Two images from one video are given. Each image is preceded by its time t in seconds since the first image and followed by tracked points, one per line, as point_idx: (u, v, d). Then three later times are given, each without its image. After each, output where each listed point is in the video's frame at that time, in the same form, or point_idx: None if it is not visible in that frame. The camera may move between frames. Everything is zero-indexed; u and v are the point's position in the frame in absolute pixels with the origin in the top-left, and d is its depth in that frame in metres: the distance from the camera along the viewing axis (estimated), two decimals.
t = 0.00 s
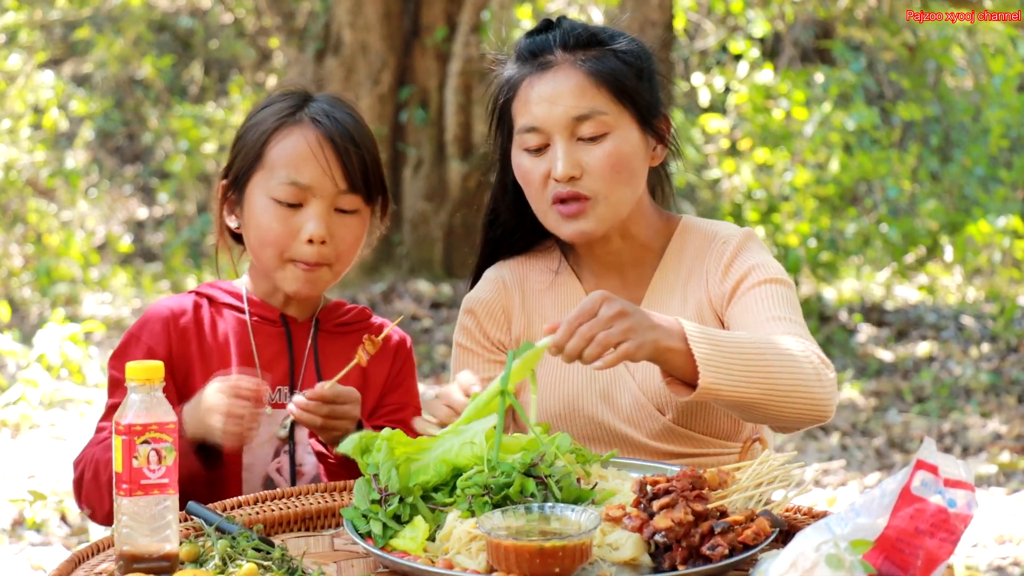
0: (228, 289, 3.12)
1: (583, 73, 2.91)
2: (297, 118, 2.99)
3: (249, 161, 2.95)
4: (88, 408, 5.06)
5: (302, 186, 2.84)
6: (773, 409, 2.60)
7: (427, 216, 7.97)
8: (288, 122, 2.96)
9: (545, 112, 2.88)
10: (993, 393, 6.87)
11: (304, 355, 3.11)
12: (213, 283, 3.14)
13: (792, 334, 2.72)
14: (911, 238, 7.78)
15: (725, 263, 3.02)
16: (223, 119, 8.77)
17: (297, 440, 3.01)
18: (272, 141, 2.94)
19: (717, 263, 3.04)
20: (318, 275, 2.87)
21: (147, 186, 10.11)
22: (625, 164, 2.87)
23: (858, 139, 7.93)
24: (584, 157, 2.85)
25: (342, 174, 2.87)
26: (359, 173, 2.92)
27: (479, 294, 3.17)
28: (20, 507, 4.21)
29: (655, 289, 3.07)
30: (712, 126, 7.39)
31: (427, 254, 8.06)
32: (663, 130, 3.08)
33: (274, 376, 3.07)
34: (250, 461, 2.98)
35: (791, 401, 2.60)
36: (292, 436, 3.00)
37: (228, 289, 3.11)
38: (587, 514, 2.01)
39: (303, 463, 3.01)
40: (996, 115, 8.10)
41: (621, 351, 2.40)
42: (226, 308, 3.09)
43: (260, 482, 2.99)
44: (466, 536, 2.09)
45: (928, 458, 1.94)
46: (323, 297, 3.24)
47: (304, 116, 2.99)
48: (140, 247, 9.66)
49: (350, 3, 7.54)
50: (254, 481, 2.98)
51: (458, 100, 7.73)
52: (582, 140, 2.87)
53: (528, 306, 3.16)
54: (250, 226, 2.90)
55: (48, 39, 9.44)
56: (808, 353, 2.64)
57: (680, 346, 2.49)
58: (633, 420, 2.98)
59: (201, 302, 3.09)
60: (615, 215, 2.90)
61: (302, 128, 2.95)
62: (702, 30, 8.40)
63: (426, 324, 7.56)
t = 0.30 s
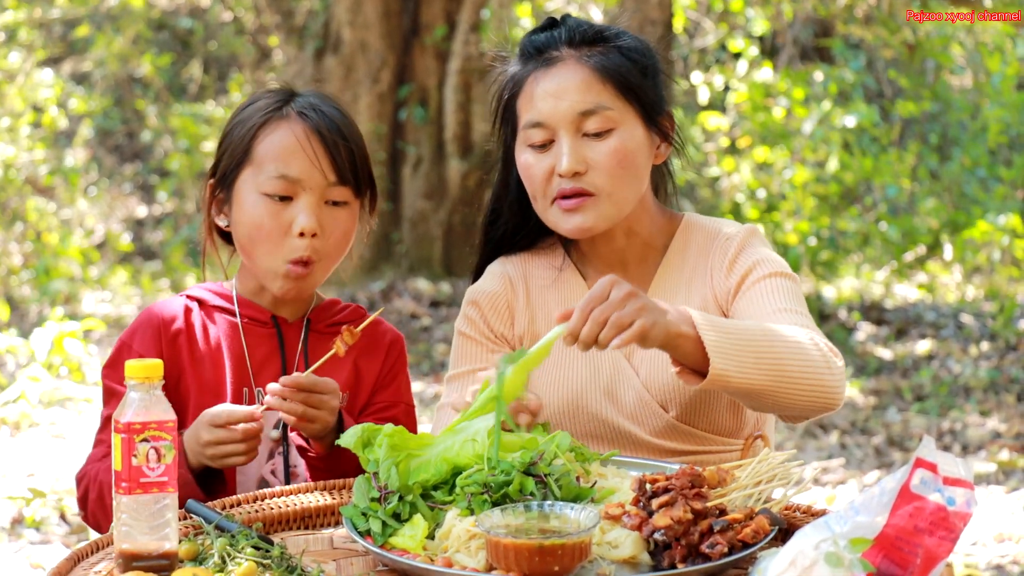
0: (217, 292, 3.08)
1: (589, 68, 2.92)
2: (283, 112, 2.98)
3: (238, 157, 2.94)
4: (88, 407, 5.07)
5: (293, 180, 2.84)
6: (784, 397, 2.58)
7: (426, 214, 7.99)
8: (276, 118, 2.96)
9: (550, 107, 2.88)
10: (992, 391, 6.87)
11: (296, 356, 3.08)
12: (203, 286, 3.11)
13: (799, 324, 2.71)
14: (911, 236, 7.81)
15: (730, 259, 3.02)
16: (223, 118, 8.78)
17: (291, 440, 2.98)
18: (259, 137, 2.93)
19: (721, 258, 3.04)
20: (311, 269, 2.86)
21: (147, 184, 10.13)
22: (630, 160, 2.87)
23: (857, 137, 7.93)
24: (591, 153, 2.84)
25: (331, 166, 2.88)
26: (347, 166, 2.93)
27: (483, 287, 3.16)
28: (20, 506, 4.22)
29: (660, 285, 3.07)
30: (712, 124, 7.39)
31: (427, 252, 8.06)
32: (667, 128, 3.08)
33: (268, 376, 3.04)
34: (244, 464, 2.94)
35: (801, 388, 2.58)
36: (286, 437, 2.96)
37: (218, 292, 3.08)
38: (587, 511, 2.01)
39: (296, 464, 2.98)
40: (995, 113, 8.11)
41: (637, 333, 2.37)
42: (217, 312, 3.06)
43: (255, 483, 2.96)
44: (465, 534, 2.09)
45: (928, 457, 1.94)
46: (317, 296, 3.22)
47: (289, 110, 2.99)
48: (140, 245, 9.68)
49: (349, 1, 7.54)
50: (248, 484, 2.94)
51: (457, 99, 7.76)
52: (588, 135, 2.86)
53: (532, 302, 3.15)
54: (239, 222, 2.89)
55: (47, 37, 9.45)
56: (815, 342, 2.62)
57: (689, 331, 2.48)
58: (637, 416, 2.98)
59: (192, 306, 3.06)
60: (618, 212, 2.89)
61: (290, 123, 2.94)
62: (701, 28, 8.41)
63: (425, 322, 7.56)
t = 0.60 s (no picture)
0: (222, 291, 3.08)
1: (599, 64, 2.92)
2: (289, 111, 2.99)
3: (244, 154, 2.94)
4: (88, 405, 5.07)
5: (300, 177, 2.83)
6: (804, 407, 2.59)
7: (426, 213, 8.01)
8: (283, 116, 2.96)
9: (561, 102, 2.87)
10: (992, 390, 6.87)
11: (298, 357, 3.08)
12: (206, 287, 3.11)
13: (814, 328, 2.72)
14: (911, 235, 7.82)
15: (737, 259, 3.01)
16: (222, 117, 8.78)
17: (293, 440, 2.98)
18: (265, 135, 2.93)
19: (728, 257, 3.04)
20: (317, 266, 2.85)
21: (146, 183, 10.16)
22: (639, 155, 2.86)
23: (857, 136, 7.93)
24: (600, 149, 2.84)
25: (338, 164, 2.88)
26: (353, 164, 2.93)
27: (486, 281, 3.17)
28: (19, 504, 4.22)
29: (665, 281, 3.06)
30: (712, 123, 7.38)
31: (427, 251, 8.07)
32: (675, 126, 3.09)
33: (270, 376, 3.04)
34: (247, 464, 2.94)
35: (823, 398, 2.60)
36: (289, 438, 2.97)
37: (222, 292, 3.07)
38: (587, 510, 2.02)
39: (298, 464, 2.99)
40: (996, 112, 8.11)
41: (687, 318, 2.31)
42: (220, 312, 3.05)
43: (258, 483, 2.95)
44: (465, 533, 2.09)
45: (927, 456, 1.94)
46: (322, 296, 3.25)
47: (295, 110, 2.99)
48: (139, 244, 9.70)
49: None
50: (251, 483, 2.94)
51: (457, 98, 7.77)
52: (597, 131, 2.86)
53: (535, 297, 3.15)
54: (245, 221, 2.89)
55: (47, 36, 9.44)
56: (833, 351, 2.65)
57: (725, 328, 2.44)
58: (638, 413, 2.98)
59: (195, 307, 3.05)
60: (629, 206, 2.89)
61: (296, 121, 2.95)
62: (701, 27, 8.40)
63: (425, 321, 7.57)
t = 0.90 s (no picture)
0: (222, 292, 3.08)
1: (621, 59, 2.93)
2: (289, 110, 2.98)
3: (246, 150, 2.94)
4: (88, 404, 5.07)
5: (299, 177, 2.83)
6: (817, 422, 2.66)
7: (426, 213, 8.02)
8: (287, 113, 2.96)
9: (578, 94, 2.89)
10: (992, 390, 6.88)
11: (298, 358, 3.09)
12: (206, 287, 3.10)
13: (826, 339, 2.76)
14: (911, 235, 7.82)
15: (745, 262, 3.01)
16: (222, 116, 8.78)
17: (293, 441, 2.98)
18: (267, 132, 2.93)
19: (736, 258, 3.04)
20: (316, 266, 2.86)
21: (146, 182, 10.17)
22: (652, 154, 2.87)
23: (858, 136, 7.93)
24: (615, 143, 2.85)
25: (338, 164, 2.88)
26: (353, 163, 2.93)
27: (491, 276, 3.16)
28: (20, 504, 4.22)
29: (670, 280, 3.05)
30: (712, 123, 7.38)
31: (427, 251, 8.08)
32: (690, 128, 3.09)
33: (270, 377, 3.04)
34: (248, 464, 2.95)
35: (835, 414, 2.66)
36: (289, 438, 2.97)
37: (221, 292, 3.07)
38: (587, 510, 2.02)
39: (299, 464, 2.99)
40: (996, 112, 8.10)
41: (718, 331, 2.38)
42: (220, 312, 3.05)
43: (258, 483, 2.96)
44: (465, 533, 2.09)
45: (927, 455, 1.94)
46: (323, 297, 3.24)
47: (295, 108, 2.99)
48: (139, 244, 9.70)
49: None
50: (251, 482, 2.94)
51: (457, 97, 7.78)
52: (613, 126, 2.87)
53: (539, 294, 3.14)
54: (245, 220, 2.88)
55: (47, 35, 9.44)
56: (849, 368, 2.70)
57: (746, 344, 2.50)
58: (641, 411, 2.98)
59: (195, 307, 3.04)
60: (638, 205, 2.89)
61: (296, 120, 2.94)
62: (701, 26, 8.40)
63: (425, 321, 7.57)
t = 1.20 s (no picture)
0: (223, 289, 3.08)
1: (645, 50, 2.94)
2: (286, 106, 2.98)
3: (241, 145, 2.94)
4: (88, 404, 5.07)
5: (292, 173, 2.84)
6: (819, 444, 2.70)
7: (426, 212, 8.03)
8: (287, 109, 2.96)
9: (595, 76, 2.91)
10: (992, 390, 6.88)
11: (299, 358, 3.07)
12: (207, 285, 3.11)
13: (833, 357, 2.78)
14: (911, 235, 7.82)
15: (753, 269, 3.00)
16: (223, 116, 8.77)
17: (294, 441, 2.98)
18: (266, 126, 2.93)
19: (745, 264, 3.03)
20: (309, 263, 2.85)
21: (147, 182, 10.17)
22: (654, 147, 2.88)
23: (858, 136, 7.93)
24: (619, 129, 2.86)
25: (332, 161, 2.88)
26: (349, 160, 2.93)
27: (496, 270, 3.15)
28: (21, 502, 4.23)
29: (675, 282, 3.05)
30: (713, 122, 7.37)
31: (427, 250, 8.08)
32: (706, 142, 3.10)
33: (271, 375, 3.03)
34: (249, 463, 2.94)
35: (838, 438, 2.69)
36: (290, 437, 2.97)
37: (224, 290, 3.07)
38: (587, 510, 2.02)
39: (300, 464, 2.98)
40: (996, 112, 8.10)
41: (729, 351, 2.47)
42: (222, 310, 3.06)
43: (259, 482, 2.95)
44: (465, 532, 2.09)
45: (928, 455, 1.94)
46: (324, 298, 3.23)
47: (292, 105, 2.99)
48: (139, 243, 9.70)
49: None
50: (252, 481, 2.94)
51: (457, 97, 7.78)
52: (623, 113, 2.88)
53: (544, 286, 3.12)
54: (239, 215, 2.89)
55: (47, 35, 9.44)
56: (857, 393, 2.72)
57: (755, 364, 2.57)
58: (643, 409, 2.97)
59: (197, 305, 3.05)
60: (631, 195, 2.87)
61: (292, 117, 2.94)
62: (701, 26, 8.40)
63: (425, 320, 7.56)
